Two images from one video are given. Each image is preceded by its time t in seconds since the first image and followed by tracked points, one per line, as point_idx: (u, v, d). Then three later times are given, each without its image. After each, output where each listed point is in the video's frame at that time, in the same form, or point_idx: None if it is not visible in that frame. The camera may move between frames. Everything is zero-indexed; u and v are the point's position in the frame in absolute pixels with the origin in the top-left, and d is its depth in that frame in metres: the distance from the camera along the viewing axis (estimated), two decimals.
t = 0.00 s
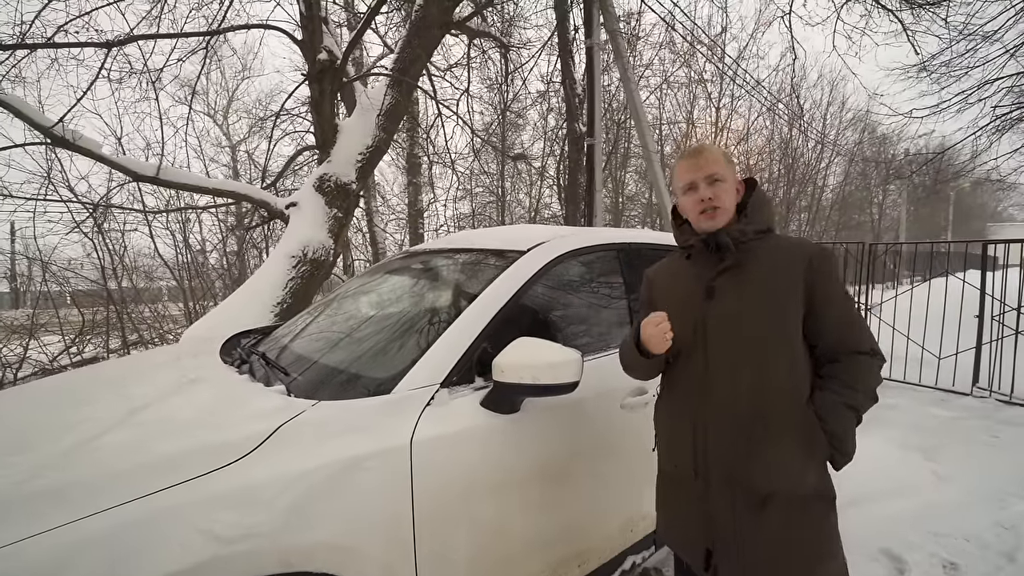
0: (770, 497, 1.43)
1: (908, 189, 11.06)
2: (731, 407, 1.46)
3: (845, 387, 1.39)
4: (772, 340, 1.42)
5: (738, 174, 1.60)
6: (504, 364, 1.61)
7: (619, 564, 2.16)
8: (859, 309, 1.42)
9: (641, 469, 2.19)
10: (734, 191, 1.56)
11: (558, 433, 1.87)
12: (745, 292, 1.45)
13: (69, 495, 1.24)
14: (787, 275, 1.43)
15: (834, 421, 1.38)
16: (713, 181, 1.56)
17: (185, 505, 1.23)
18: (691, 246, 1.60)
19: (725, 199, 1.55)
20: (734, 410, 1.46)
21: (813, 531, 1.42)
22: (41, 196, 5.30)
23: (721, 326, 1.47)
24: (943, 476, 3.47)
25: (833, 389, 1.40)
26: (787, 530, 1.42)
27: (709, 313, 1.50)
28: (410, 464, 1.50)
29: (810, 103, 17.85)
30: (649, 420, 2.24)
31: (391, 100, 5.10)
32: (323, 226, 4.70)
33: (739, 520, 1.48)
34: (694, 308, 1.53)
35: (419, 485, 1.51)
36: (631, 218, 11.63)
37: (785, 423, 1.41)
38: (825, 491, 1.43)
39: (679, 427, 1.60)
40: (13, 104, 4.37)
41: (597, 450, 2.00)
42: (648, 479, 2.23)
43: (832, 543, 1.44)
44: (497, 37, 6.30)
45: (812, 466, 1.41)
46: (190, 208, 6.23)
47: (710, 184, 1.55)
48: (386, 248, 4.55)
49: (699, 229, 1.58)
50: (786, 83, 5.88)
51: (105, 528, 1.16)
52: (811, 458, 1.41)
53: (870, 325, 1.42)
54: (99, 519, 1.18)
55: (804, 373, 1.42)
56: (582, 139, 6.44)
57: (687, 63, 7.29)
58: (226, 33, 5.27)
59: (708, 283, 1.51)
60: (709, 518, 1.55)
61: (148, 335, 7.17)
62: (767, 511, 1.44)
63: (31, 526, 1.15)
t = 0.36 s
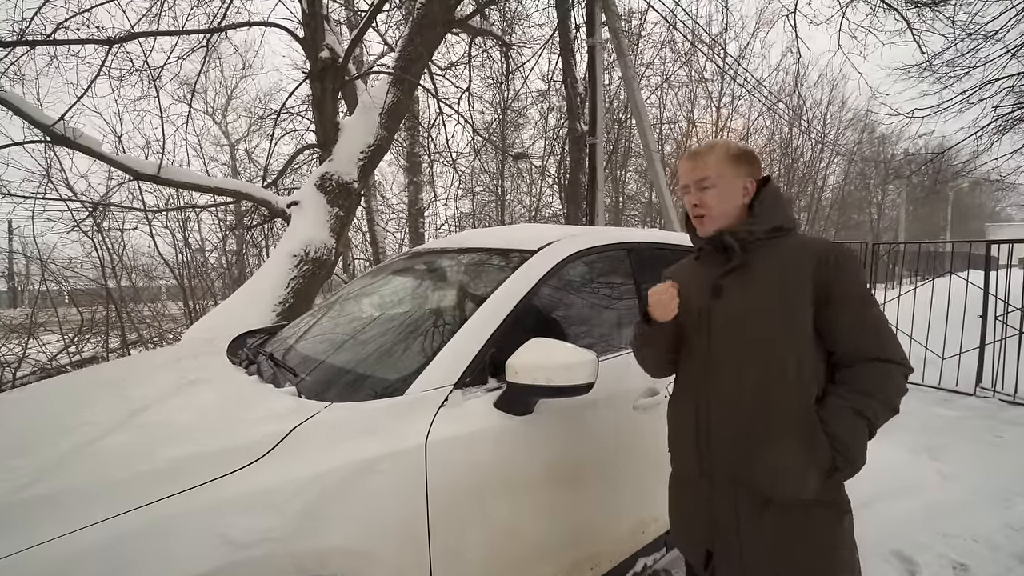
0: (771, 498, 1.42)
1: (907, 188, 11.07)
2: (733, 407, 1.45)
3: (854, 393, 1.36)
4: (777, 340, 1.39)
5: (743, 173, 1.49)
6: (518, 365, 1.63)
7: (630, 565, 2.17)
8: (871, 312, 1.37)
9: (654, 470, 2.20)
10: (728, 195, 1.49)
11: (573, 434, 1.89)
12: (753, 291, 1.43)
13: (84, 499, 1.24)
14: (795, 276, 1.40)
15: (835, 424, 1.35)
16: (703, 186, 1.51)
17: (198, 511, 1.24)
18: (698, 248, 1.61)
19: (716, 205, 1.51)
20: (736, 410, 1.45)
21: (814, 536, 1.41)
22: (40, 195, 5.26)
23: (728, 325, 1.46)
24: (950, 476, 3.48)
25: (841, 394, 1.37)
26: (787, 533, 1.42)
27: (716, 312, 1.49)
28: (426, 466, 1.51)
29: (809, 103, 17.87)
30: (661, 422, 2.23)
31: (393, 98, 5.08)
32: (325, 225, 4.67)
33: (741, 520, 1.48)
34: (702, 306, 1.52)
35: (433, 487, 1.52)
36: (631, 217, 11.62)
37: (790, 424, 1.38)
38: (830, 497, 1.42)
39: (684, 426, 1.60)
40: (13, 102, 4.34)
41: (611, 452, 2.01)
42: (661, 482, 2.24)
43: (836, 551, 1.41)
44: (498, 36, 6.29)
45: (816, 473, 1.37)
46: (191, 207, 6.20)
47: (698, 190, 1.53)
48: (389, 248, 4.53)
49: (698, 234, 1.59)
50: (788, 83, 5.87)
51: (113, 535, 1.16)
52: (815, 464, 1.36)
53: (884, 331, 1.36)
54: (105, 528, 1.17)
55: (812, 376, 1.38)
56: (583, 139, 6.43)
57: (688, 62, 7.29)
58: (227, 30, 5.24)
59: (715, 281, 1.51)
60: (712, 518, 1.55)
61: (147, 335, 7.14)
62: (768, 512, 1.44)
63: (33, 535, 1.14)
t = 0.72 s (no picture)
0: (768, 515, 1.38)
1: (899, 189, 11.17)
2: (736, 415, 1.42)
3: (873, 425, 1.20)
4: (787, 352, 1.32)
5: (775, 174, 1.40)
6: (535, 367, 1.62)
7: (642, 568, 2.16)
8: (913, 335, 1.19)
9: (665, 473, 2.20)
10: (755, 196, 1.41)
11: (587, 439, 1.88)
12: (770, 298, 1.36)
13: (97, 509, 1.21)
14: (815, 288, 1.29)
15: (856, 462, 1.22)
16: (730, 186, 1.44)
17: (211, 523, 1.21)
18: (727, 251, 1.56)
19: (742, 206, 1.43)
20: (739, 420, 1.41)
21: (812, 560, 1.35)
22: (31, 193, 5.17)
23: (738, 331, 1.42)
24: (951, 475, 3.49)
25: (856, 424, 1.23)
26: (781, 551, 1.38)
27: (731, 317, 1.44)
28: (441, 472, 1.50)
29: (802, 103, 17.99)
30: (672, 424, 2.23)
31: (392, 97, 5.04)
32: (324, 224, 4.62)
33: (740, 532, 1.45)
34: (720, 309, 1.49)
35: (449, 493, 1.51)
36: (627, 217, 11.64)
37: (792, 442, 1.32)
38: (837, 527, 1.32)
39: (694, 432, 1.58)
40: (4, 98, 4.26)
41: (623, 456, 2.01)
42: (672, 485, 2.24)
43: None
44: (496, 34, 6.27)
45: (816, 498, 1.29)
46: (186, 205, 6.12)
47: (725, 190, 1.46)
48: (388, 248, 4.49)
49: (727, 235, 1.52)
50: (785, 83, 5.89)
51: (122, 549, 1.13)
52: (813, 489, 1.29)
53: (928, 358, 1.18)
54: (113, 542, 1.13)
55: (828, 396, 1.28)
56: (582, 138, 6.42)
57: (685, 62, 7.32)
58: (225, 26, 5.18)
59: (737, 286, 1.45)
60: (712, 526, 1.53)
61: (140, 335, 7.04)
62: (764, 528, 1.40)
63: (35, 553, 1.10)
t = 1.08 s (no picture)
0: (787, 549, 1.20)
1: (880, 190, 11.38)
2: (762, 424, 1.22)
3: (916, 467, 0.97)
4: (830, 358, 1.10)
5: (842, 153, 1.14)
6: (545, 367, 1.61)
7: (646, 568, 2.17)
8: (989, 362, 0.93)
9: (669, 473, 2.21)
10: (813, 180, 1.17)
11: (595, 439, 1.88)
12: (812, 300, 1.15)
13: (108, 517, 1.17)
14: (869, 290, 1.06)
15: (882, 505, 1.01)
16: (782, 168, 1.22)
17: (221, 532, 1.17)
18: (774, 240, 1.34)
19: (791, 193, 1.20)
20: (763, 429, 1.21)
21: None
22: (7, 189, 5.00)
23: (772, 333, 1.22)
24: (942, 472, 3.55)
25: (897, 462, 1.00)
26: None
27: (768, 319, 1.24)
28: (453, 475, 1.48)
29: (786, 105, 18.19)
30: (676, 422, 2.24)
31: (383, 94, 4.98)
32: (315, 223, 4.55)
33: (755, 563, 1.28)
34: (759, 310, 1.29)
35: (460, 497, 1.49)
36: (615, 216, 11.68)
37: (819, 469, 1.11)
38: None
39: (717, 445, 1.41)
40: None
41: (630, 457, 2.00)
42: (675, 484, 2.25)
43: None
44: (487, 32, 6.23)
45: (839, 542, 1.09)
46: (170, 203, 5.98)
47: (777, 172, 1.23)
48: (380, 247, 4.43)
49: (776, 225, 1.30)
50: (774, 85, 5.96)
51: (130, 560, 1.09)
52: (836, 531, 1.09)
53: (1010, 396, 0.92)
54: (121, 553, 1.10)
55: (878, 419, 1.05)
56: (572, 137, 6.42)
57: (673, 63, 7.37)
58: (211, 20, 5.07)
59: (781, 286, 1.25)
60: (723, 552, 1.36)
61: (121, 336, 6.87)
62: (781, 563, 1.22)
63: (50, 562, 1.08)
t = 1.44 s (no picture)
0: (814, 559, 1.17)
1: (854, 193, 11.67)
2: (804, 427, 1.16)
3: (971, 497, 0.91)
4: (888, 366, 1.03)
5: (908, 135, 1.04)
6: (550, 366, 1.60)
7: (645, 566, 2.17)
8: None
9: (667, 471, 2.22)
10: (872, 166, 1.08)
11: (596, 438, 1.87)
12: (863, 303, 1.08)
13: (111, 527, 1.14)
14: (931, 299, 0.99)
15: (931, 533, 0.96)
16: (837, 152, 1.13)
17: (226, 540, 1.14)
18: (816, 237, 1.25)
19: (846, 179, 1.12)
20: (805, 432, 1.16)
21: None
22: None
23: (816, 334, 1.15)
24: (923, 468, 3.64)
25: (951, 489, 0.94)
26: None
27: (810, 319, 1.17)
28: (460, 477, 1.46)
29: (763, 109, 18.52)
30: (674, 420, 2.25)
31: (369, 92, 4.90)
32: (299, 221, 4.45)
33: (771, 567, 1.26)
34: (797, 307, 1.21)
35: (468, 499, 1.46)
36: (598, 217, 11.73)
37: (867, 484, 1.07)
38: None
39: (743, 446, 1.35)
40: None
41: (629, 456, 2.00)
42: (672, 482, 2.26)
43: None
44: (473, 31, 6.19)
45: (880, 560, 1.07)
46: (146, 201, 5.79)
47: (830, 155, 1.14)
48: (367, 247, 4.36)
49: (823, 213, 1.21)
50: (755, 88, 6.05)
51: (147, 566, 1.07)
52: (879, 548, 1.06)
53: None
54: (133, 561, 1.07)
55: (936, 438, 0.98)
56: (558, 137, 6.43)
57: (656, 65, 7.44)
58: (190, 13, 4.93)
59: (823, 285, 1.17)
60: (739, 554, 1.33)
61: (92, 339, 6.63)
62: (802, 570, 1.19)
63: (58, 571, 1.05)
